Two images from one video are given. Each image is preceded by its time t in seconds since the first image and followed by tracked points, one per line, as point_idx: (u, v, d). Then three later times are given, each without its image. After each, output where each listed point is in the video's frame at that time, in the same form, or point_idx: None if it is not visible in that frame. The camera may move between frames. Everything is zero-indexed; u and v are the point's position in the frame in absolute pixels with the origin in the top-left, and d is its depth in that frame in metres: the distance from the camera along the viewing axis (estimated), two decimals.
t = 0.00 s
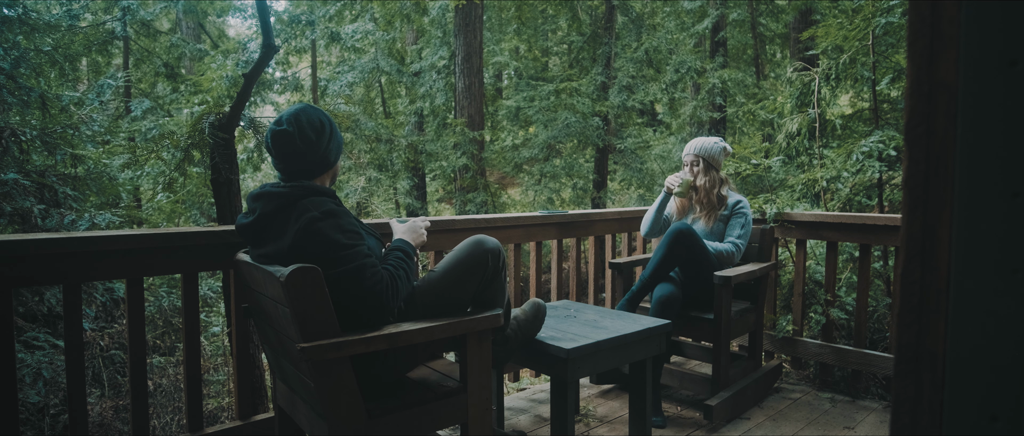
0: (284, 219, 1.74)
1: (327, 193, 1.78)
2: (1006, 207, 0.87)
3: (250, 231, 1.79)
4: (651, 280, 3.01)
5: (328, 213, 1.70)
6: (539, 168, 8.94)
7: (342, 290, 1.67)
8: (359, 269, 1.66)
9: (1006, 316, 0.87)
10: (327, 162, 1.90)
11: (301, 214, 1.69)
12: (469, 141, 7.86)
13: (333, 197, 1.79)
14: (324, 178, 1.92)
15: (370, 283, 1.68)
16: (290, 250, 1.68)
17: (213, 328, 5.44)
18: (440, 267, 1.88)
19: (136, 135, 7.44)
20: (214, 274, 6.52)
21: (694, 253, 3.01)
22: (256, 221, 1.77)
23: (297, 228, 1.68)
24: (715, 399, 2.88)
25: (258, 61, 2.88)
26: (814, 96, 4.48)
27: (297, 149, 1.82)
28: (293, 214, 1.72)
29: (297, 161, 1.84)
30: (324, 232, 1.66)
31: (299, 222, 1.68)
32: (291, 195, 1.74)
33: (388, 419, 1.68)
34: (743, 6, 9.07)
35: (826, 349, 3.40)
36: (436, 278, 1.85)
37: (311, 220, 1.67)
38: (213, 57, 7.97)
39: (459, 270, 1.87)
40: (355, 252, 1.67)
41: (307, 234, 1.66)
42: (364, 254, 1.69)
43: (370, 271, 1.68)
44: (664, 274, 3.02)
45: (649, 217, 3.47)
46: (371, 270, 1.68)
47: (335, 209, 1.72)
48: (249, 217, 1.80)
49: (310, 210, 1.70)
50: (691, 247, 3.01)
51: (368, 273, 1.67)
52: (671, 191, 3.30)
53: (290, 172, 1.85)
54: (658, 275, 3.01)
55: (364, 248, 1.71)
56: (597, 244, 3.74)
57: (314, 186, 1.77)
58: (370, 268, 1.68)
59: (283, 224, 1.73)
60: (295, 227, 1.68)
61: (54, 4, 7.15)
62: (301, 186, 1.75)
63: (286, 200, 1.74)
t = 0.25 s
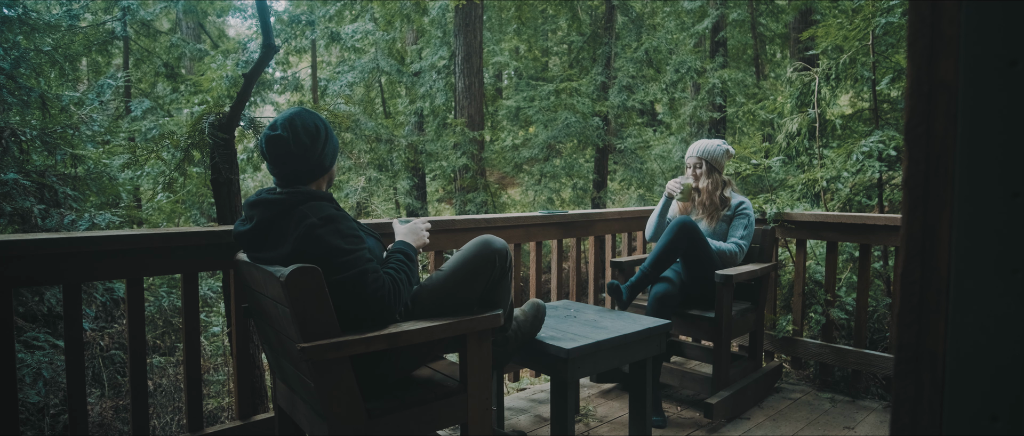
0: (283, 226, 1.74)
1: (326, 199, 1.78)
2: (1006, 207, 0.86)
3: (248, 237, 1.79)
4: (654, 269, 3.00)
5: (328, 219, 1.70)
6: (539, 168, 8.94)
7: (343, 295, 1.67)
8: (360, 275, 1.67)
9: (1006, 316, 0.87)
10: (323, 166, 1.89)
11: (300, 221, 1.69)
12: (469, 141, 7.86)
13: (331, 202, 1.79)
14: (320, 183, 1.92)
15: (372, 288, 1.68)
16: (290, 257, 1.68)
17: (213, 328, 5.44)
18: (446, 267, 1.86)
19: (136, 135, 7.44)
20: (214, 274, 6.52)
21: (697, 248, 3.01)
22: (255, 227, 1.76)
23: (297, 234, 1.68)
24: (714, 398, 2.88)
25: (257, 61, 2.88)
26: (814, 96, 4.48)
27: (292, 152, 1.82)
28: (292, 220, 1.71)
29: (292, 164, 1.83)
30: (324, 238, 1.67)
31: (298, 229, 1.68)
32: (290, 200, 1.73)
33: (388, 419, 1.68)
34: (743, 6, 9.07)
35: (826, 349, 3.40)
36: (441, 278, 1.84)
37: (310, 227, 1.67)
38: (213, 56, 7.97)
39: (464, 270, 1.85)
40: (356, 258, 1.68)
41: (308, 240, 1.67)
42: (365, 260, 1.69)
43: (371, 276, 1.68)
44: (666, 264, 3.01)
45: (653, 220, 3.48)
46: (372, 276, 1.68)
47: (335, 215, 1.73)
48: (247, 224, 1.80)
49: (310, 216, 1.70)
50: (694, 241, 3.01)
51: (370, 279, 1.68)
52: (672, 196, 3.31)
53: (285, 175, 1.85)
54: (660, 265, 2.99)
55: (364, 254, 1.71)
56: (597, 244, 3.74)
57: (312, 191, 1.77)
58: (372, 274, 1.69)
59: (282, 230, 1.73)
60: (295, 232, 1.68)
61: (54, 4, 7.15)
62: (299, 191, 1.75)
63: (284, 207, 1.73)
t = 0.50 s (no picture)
0: (282, 227, 1.74)
1: (326, 200, 1.78)
2: (1006, 207, 0.87)
3: (248, 237, 1.78)
4: (660, 259, 2.96)
5: (327, 220, 1.70)
6: (539, 168, 8.94)
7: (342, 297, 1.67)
8: (360, 277, 1.66)
9: (1006, 316, 0.87)
10: (322, 166, 1.89)
11: (299, 221, 1.69)
12: (469, 141, 7.86)
13: (331, 203, 1.79)
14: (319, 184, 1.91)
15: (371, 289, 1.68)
16: (290, 258, 1.68)
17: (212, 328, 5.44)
18: (448, 269, 1.87)
19: (136, 135, 7.45)
20: (214, 274, 6.52)
21: (697, 248, 3.04)
22: (254, 227, 1.76)
23: (297, 235, 1.68)
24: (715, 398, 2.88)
25: (258, 61, 2.88)
26: (814, 96, 4.48)
27: (292, 152, 1.81)
28: (292, 220, 1.71)
29: (291, 164, 1.83)
30: (324, 239, 1.67)
31: (298, 230, 1.68)
32: (289, 201, 1.73)
33: (388, 419, 1.68)
34: (743, 5, 9.07)
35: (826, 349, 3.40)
36: (443, 281, 1.84)
37: (310, 227, 1.67)
38: (213, 57, 7.97)
39: (465, 273, 1.85)
40: (355, 259, 1.68)
41: (307, 241, 1.67)
42: (364, 261, 1.69)
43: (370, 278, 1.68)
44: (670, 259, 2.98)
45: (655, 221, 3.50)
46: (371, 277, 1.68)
47: (335, 216, 1.73)
48: (246, 225, 1.80)
49: (309, 217, 1.70)
50: (695, 241, 3.04)
51: (369, 280, 1.67)
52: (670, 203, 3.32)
53: (285, 174, 1.84)
54: (666, 256, 2.96)
55: (363, 255, 1.71)
56: (597, 244, 3.74)
57: (311, 192, 1.77)
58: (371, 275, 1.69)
59: (282, 230, 1.73)
60: (295, 233, 1.68)
61: (54, 4, 7.14)
62: (298, 192, 1.75)
63: (283, 207, 1.74)
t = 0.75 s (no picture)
0: (283, 226, 1.74)
1: (327, 200, 1.78)
2: (1006, 207, 0.86)
3: (248, 236, 1.78)
4: (662, 261, 2.96)
5: (328, 220, 1.70)
6: (539, 168, 8.94)
7: (343, 296, 1.67)
8: (360, 276, 1.67)
9: (1006, 316, 0.87)
10: (326, 166, 1.89)
11: (300, 221, 1.69)
12: (469, 141, 7.86)
13: (332, 203, 1.79)
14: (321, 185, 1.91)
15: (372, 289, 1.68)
16: (291, 257, 1.68)
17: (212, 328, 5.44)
18: (448, 269, 1.87)
19: (136, 135, 7.44)
20: (214, 274, 6.52)
21: (696, 249, 3.05)
22: (255, 227, 1.76)
23: (298, 234, 1.68)
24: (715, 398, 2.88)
25: (258, 61, 2.88)
26: (814, 96, 4.48)
27: (296, 151, 1.82)
28: (293, 220, 1.71)
29: (294, 163, 1.83)
30: (324, 239, 1.67)
31: (298, 229, 1.68)
32: (290, 200, 1.73)
33: (388, 419, 1.68)
34: (743, 6, 9.07)
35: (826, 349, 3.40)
36: (443, 281, 1.84)
37: (311, 227, 1.67)
38: (213, 57, 7.97)
39: (466, 274, 1.86)
40: (355, 259, 1.68)
41: (308, 241, 1.67)
42: (364, 261, 1.70)
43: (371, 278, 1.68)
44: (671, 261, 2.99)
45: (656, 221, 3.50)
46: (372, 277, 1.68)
47: (335, 216, 1.73)
48: (246, 224, 1.81)
49: (310, 216, 1.70)
50: (694, 242, 3.05)
51: (369, 280, 1.68)
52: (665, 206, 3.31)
53: (287, 172, 1.84)
54: (668, 258, 2.96)
55: (364, 254, 1.71)
56: (597, 244, 3.74)
57: (312, 192, 1.77)
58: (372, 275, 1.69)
59: (283, 229, 1.73)
60: (296, 232, 1.68)
61: (54, 4, 7.14)
62: (299, 192, 1.75)
63: (284, 207, 1.73)
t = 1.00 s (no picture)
0: (283, 226, 1.74)
1: (327, 200, 1.78)
2: (1006, 207, 0.87)
3: (248, 237, 1.78)
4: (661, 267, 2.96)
5: (328, 219, 1.70)
6: (539, 168, 8.94)
7: (345, 295, 1.67)
8: (362, 274, 1.66)
9: (1005, 315, 0.87)
10: (327, 166, 1.88)
11: (301, 220, 1.69)
12: (469, 141, 7.86)
13: (332, 203, 1.79)
14: (319, 185, 1.90)
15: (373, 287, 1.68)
16: (292, 257, 1.68)
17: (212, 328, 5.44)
18: (448, 269, 1.87)
19: (136, 135, 7.44)
20: (214, 274, 6.52)
21: (695, 252, 3.06)
22: (256, 227, 1.76)
23: (299, 233, 1.68)
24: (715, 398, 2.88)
25: (258, 61, 2.88)
26: (814, 96, 4.48)
27: (299, 148, 1.83)
28: (293, 219, 1.71)
29: (296, 160, 1.84)
30: (325, 238, 1.67)
31: (299, 229, 1.68)
32: (291, 200, 1.73)
33: (388, 419, 1.68)
34: (743, 5, 9.06)
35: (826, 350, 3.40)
36: (443, 281, 1.84)
37: (312, 226, 1.67)
38: (213, 56, 7.97)
39: (466, 273, 1.85)
40: (357, 256, 1.67)
41: (308, 239, 1.67)
42: (366, 258, 1.70)
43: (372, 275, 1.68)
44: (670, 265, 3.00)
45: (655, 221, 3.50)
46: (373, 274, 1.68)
47: (336, 215, 1.73)
48: (246, 224, 1.81)
49: (311, 216, 1.70)
50: (693, 245, 3.06)
51: (371, 277, 1.68)
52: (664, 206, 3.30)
53: (290, 170, 1.85)
54: (666, 264, 2.97)
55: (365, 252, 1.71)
56: (597, 244, 3.74)
57: (312, 192, 1.77)
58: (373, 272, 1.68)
59: (283, 229, 1.73)
60: (296, 231, 1.68)
61: (54, 4, 7.13)
62: (299, 192, 1.75)
63: (284, 207, 1.74)
